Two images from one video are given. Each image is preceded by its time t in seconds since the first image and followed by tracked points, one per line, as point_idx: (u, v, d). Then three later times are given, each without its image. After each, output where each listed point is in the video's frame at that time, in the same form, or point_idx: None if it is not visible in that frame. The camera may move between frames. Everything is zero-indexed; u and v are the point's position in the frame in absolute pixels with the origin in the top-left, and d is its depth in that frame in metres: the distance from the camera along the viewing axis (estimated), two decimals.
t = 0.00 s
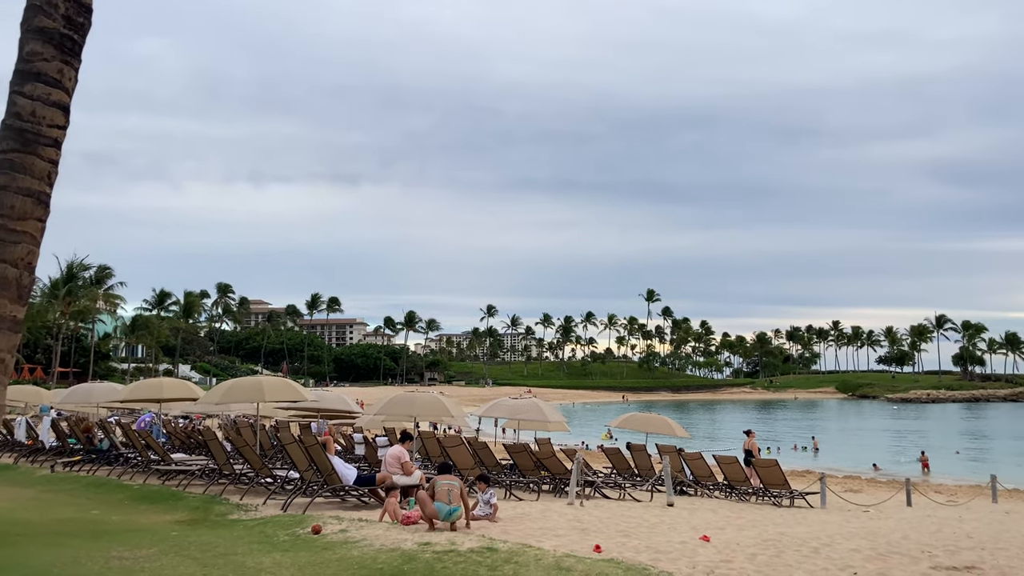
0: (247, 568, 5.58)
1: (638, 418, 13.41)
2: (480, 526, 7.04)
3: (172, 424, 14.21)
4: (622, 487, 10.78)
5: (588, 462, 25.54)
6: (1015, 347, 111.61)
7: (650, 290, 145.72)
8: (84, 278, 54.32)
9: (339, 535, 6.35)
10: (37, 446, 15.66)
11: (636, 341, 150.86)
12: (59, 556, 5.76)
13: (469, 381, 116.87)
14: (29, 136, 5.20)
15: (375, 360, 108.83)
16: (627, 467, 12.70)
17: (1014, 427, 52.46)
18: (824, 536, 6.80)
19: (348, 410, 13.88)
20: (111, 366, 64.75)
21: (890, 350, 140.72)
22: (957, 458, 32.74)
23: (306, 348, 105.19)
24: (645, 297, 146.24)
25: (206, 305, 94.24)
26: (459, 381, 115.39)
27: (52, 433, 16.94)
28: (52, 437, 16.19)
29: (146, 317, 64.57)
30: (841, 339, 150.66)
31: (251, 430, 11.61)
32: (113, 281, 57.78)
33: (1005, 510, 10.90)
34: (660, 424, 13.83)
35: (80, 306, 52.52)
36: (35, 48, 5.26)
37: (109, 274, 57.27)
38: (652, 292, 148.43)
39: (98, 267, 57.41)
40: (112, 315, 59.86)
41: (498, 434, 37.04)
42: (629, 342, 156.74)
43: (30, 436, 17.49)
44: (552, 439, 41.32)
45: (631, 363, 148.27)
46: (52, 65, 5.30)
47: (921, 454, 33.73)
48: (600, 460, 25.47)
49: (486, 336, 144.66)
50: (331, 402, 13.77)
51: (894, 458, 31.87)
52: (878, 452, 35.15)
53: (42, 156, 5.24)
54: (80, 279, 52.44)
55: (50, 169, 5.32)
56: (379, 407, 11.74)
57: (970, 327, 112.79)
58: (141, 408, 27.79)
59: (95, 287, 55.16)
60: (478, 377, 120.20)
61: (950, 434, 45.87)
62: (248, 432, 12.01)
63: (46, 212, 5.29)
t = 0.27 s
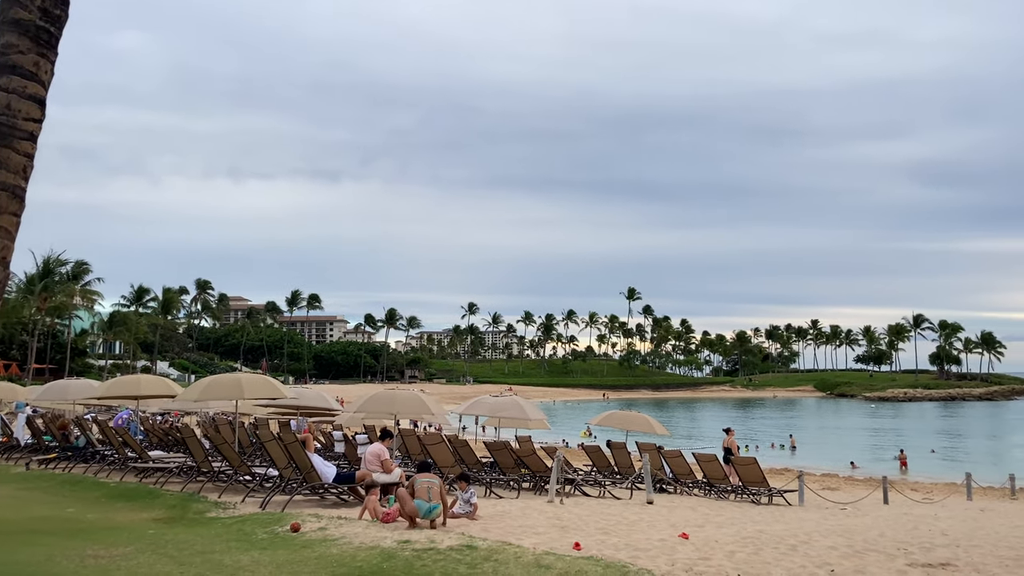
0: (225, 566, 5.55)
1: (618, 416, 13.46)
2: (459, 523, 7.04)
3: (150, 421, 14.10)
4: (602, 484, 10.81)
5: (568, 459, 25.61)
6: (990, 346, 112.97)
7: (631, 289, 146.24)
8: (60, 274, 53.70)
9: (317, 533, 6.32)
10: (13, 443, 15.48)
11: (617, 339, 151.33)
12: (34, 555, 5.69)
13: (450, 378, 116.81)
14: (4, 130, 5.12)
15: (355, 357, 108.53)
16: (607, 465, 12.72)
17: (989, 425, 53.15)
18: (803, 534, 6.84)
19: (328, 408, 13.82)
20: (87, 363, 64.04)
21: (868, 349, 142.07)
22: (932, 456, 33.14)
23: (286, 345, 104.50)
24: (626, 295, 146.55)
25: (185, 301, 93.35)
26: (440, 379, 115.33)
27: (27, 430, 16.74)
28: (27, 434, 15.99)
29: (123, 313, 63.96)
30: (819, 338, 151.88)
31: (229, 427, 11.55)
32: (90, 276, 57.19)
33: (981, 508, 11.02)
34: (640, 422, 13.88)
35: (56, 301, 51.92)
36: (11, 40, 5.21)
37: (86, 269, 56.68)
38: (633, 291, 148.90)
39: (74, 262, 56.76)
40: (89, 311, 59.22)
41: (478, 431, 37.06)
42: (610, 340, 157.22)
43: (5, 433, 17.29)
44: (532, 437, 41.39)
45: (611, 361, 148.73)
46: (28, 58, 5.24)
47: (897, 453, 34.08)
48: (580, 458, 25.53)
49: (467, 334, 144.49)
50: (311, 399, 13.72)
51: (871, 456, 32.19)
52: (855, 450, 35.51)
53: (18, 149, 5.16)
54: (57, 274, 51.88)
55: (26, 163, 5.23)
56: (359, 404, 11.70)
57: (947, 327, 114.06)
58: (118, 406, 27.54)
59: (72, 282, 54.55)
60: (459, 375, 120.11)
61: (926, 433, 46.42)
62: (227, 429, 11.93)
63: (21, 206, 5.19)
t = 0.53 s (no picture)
0: (203, 564, 5.53)
1: (598, 414, 13.50)
2: (438, 521, 7.03)
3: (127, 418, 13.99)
4: (581, 482, 10.85)
5: (548, 457, 25.69)
6: (966, 346, 114.19)
7: (612, 287, 146.69)
8: (35, 269, 53.03)
9: (296, 531, 6.30)
10: None
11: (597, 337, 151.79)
12: (9, 553, 5.63)
13: (430, 376, 116.76)
14: None
15: (335, 354, 108.19)
16: (587, 463, 12.76)
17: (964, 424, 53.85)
18: (780, 531, 6.90)
19: (307, 405, 13.78)
20: (63, 359, 63.29)
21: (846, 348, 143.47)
22: (907, 454, 33.54)
23: (265, 342, 103.78)
24: (606, 294, 146.77)
25: (162, 297, 92.46)
26: (420, 376, 115.27)
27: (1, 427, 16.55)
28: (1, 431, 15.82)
29: (100, 309, 63.28)
30: (798, 337, 153.06)
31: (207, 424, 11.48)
32: (66, 272, 56.55)
33: (956, 505, 11.17)
34: (620, 420, 13.93)
35: (31, 297, 51.26)
36: None
37: (62, 265, 56.02)
38: (614, 289, 149.37)
39: (50, 257, 56.08)
40: (65, 307, 58.53)
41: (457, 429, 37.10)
42: (590, 338, 157.68)
43: None
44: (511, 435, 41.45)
45: (592, 359, 149.23)
46: (3, 49, 5.19)
47: (874, 451, 34.43)
48: (560, 455, 25.61)
49: (448, 332, 144.35)
50: (290, 397, 13.66)
51: (847, 455, 32.51)
52: (831, 448, 35.85)
53: None
54: (32, 270, 51.24)
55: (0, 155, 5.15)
56: (339, 401, 11.66)
57: (924, 326, 115.16)
58: (93, 402, 27.32)
59: (47, 277, 53.90)
60: (440, 372, 120.08)
61: (902, 432, 46.94)
62: (205, 427, 11.85)
63: None
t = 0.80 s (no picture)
0: (180, 564, 5.47)
1: (578, 412, 13.50)
2: (418, 520, 7.02)
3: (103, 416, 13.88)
4: (561, 480, 10.86)
5: (528, 455, 25.74)
6: (942, 345, 115.29)
7: (593, 286, 146.99)
8: (11, 265, 52.36)
9: (274, 529, 6.27)
10: None
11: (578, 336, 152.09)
12: None
13: (410, 374, 116.67)
14: None
15: (314, 352, 107.76)
16: (567, 460, 12.79)
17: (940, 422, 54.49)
18: (757, 529, 6.95)
19: (286, 403, 13.72)
20: (38, 357, 62.47)
21: (824, 347, 144.54)
22: (883, 452, 33.83)
23: (244, 339, 103.04)
24: (587, 292, 146.89)
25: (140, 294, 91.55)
26: (400, 375, 115.15)
27: None
28: None
29: (77, 306, 62.55)
30: (776, 336, 154.03)
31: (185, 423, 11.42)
32: (42, 268, 55.87)
33: (931, 503, 11.30)
34: (600, 418, 13.95)
35: (6, 293, 50.58)
36: None
37: (37, 261, 55.32)
38: (594, 288, 149.71)
39: (26, 253, 55.32)
40: (41, 303, 57.80)
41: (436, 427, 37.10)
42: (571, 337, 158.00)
43: None
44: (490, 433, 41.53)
45: (572, 358, 149.60)
46: None
47: (851, 449, 34.72)
48: (540, 453, 25.63)
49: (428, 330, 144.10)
50: (269, 394, 13.59)
51: (824, 453, 32.76)
52: (807, 446, 36.13)
53: None
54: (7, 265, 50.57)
55: None
56: (318, 399, 11.62)
57: (901, 326, 116.14)
58: (69, 399, 27.08)
59: (23, 274, 53.20)
60: (420, 371, 119.88)
61: (879, 430, 47.40)
62: (182, 424, 11.78)
63: None
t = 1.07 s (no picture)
0: (159, 564, 5.43)
1: (560, 411, 13.53)
2: (398, 519, 7.02)
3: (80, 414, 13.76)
4: (541, 479, 10.88)
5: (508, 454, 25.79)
6: (919, 345, 116.32)
7: (574, 285, 147.24)
8: None
9: (253, 529, 6.24)
10: None
11: (559, 335, 152.33)
12: None
13: (391, 373, 116.53)
14: None
15: (294, 351, 107.21)
16: (547, 459, 12.82)
17: (917, 421, 55.07)
18: (737, 528, 6.99)
19: (266, 401, 13.65)
20: (13, 355, 61.64)
21: (802, 347, 145.51)
22: (861, 451, 34.16)
23: (223, 338, 102.21)
24: (568, 292, 146.92)
25: (117, 292, 90.53)
26: (381, 373, 114.93)
27: None
28: None
29: (53, 303, 61.82)
30: (756, 335, 155.01)
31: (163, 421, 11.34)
32: (17, 265, 55.07)
33: (908, 501, 11.42)
34: (581, 417, 13.99)
35: None
36: None
37: (12, 258, 54.55)
38: (576, 287, 149.96)
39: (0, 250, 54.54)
40: (16, 301, 57.00)
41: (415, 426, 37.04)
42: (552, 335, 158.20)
43: None
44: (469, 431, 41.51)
45: (553, 356, 149.86)
46: None
47: (829, 448, 35.00)
48: (520, 452, 25.67)
49: (409, 328, 143.69)
50: (248, 393, 13.51)
51: (803, 451, 33.05)
52: (786, 445, 36.42)
53: None
54: None
55: None
56: (298, 398, 11.57)
57: (879, 326, 117.06)
58: (44, 398, 26.78)
59: None
60: (401, 369, 119.71)
61: (857, 428, 47.86)
62: (160, 423, 11.70)
63: None
